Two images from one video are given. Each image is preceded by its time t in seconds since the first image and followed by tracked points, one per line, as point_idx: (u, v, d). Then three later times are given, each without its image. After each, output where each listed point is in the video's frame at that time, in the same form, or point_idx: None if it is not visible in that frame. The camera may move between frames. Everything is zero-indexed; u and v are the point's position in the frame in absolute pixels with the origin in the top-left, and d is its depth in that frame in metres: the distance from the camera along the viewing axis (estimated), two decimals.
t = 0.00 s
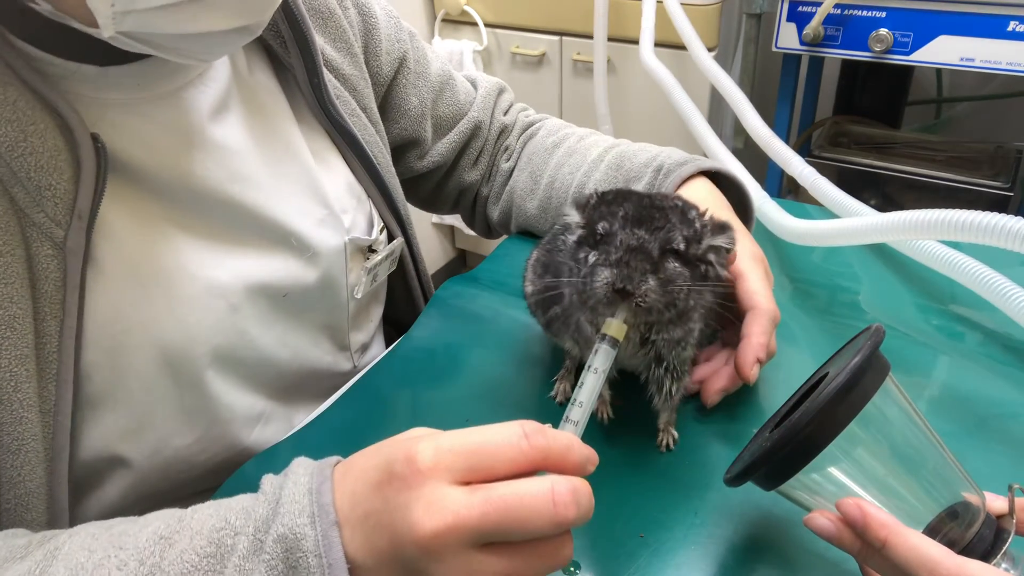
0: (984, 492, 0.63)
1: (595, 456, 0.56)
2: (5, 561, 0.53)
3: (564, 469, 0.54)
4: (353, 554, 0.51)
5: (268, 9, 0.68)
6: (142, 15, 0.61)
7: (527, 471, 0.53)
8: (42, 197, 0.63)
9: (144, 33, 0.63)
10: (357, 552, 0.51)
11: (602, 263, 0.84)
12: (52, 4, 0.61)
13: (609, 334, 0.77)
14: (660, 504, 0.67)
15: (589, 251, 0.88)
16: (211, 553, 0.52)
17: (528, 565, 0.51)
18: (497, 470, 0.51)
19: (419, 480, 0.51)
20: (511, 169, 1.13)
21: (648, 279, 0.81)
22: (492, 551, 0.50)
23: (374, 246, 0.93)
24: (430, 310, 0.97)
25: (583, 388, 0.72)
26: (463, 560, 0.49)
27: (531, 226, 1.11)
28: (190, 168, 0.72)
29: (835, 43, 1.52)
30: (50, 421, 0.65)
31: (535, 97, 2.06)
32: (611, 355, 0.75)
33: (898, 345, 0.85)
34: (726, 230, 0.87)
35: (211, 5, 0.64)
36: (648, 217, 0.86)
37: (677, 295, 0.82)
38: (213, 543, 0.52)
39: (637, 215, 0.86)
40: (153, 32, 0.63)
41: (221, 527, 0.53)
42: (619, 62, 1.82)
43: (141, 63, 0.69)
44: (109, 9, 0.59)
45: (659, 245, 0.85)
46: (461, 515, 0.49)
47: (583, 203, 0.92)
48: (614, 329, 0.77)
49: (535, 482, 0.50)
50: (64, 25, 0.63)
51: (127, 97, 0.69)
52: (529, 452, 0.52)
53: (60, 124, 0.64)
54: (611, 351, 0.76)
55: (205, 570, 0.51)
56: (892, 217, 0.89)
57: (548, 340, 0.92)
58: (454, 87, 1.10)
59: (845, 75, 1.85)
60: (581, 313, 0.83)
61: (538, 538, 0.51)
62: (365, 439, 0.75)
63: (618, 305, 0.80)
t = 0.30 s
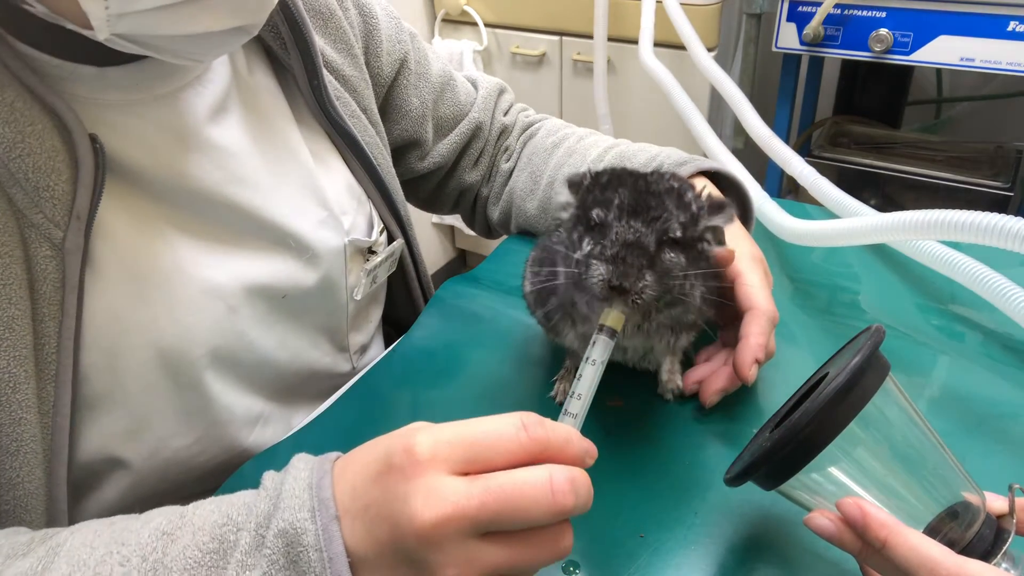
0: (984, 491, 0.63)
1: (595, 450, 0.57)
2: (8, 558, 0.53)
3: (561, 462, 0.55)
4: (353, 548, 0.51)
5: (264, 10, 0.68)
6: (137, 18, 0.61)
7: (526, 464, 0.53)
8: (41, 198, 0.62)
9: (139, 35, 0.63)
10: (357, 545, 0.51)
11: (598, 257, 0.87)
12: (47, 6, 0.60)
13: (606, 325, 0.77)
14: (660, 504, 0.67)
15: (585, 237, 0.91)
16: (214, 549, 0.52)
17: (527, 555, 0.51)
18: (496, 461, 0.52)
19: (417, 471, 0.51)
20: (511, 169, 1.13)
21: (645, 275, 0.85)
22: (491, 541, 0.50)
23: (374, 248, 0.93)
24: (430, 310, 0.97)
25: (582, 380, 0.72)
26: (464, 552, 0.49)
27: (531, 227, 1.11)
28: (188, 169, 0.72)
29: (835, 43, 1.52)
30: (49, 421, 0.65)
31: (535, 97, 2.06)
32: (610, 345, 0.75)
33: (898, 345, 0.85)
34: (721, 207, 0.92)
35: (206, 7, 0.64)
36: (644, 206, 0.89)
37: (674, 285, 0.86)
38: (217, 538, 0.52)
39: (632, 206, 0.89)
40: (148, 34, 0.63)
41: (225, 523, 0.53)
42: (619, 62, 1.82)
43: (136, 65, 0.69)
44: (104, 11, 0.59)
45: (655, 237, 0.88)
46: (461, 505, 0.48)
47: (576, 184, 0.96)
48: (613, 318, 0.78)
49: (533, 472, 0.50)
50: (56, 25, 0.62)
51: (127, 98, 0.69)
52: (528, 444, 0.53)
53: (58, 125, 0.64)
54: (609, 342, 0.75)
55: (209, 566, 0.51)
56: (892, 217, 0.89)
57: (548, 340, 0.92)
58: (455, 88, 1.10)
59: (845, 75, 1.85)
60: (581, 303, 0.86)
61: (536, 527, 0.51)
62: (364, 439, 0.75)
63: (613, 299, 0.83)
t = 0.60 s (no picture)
0: (984, 492, 0.63)
1: (596, 454, 0.57)
2: (10, 556, 0.53)
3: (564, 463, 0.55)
4: (357, 546, 0.51)
5: (262, 11, 0.68)
6: (132, 20, 0.61)
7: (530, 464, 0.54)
8: (41, 198, 0.62)
9: (137, 36, 0.63)
10: (361, 543, 0.51)
11: (605, 265, 0.87)
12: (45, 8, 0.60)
13: (613, 329, 0.79)
14: (660, 504, 0.67)
15: (592, 242, 0.91)
16: (217, 548, 0.52)
17: (529, 554, 0.51)
18: (499, 460, 0.52)
19: (420, 468, 0.51)
20: (511, 169, 1.13)
21: (652, 284, 0.85)
22: (493, 539, 0.50)
23: (373, 249, 0.93)
24: (430, 310, 0.97)
25: (586, 384, 0.74)
26: (466, 550, 0.49)
27: (531, 227, 1.11)
28: (187, 170, 0.72)
29: (835, 43, 1.52)
30: (49, 421, 0.65)
31: (535, 97, 2.06)
32: (615, 349, 0.77)
33: (898, 345, 0.85)
34: (724, 208, 0.92)
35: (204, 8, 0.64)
36: (650, 214, 0.88)
37: (681, 290, 0.86)
38: (219, 537, 0.52)
39: (638, 212, 0.88)
40: (146, 35, 0.63)
41: (227, 521, 0.53)
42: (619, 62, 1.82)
43: (135, 65, 0.69)
44: (100, 12, 0.59)
45: (662, 243, 0.88)
46: (464, 502, 0.48)
47: (580, 184, 0.95)
48: (620, 322, 0.80)
49: (536, 469, 0.50)
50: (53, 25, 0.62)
51: (127, 98, 0.69)
52: (532, 444, 0.53)
53: (58, 125, 0.64)
54: (615, 346, 0.78)
55: (211, 565, 0.51)
56: (892, 217, 0.89)
57: (548, 340, 0.92)
58: (455, 88, 1.10)
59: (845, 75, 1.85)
60: (585, 304, 0.88)
61: (538, 525, 0.51)
62: (364, 440, 0.75)
63: (620, 307, 0.84)
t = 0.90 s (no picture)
0: (983, 491, 0.63)
1: (597, 456, 0.57)
2: (11, 556, 0.53)
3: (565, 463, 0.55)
4: (359, 544, 0.51)
5: (261, 12, 0.68)
6: (131, 21, 0.61)
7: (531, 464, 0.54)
8: (41, 198, 0.62)
9: (135, 38, 0.63)
10: (362, 541, 0.50)
11: (610, 266, 0.88)
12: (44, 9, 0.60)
13: (616, 330, 0.80)
14: (661, 504, 0.67)
15: (595, 243, 0.92)
16: (219, 547, 0.52)
17: (530, 553, 0.51)
18: (501, 459, 0.52)
19: (423, 467, 0.51)
20: (511, 169, 1.13)
21: (657, 286, 0.85)
22: (494, 537, 0.50)
23: (373, 249, 0.93)
24: (430, 310, 0.97)
25: (588, 386, 0.74)
26: (469, 548, 0.49)
27: (531, 227, 1.11)
28: (186, 170, 0.72)
29: (835, 43, 1.52)
30: (50, 420, 0.65)
31: (535, 97, 2.06)
32: (618, 351, 0.78)
33: (897, 345, 0.85)
34: (726, 213, 0.92)
35: (204, 9, 0.64)
36: (655, 217, 0.89)
37: (684, 294, 0.86)
38: (221, 537, 0.52)
39: (643, 215, 0.89)
40: (145, 36, 0.63)
41: (229, 521, 0.53)
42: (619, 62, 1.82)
43: (135, 65, 0.69)
44: (99, 14, 0.59)
45: (666, 246, 0.89)
46: (466, 500, 0.48)
47: (583, 186, 0.94)
48: (622, 323, 0.80)
49: (538, 468, 0.50)
50: (51, 25, 0.62)
51: (127, 98, 0.69)
52: (534, 444, 0.53)
53: (58, 125, 0.64)
54: (618, 347, 0.78)
55: (213, 565, 0.51)
56: (892, 217, 0.89)
57: (548, 340, 0.92)
58: (455, 88, 1.10)
59: (845, 75, 1.85)
60: (586, 306, 0.88)
61: (539, 524, 0.51)
62: (363, 439, 0.75)
63: (624, 309, 0.84)
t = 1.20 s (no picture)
0: (983, 491, 0.63)
1: (597, 458, 0.57)
2: (13, 555, 0.53)
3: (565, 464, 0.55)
4: (359, 544, 0.51)
5: (263, 13, 0.68)
6: (133, 24, 0.61)
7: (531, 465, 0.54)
8: (41, 198, 0.63)
9: (139, 40, 0.63)
10: (362, 542, 0.50)
11: (612, 266, 0.87)
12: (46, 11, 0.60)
13: (616, 331, 0.80)
14: (661, 504, 0.67)
15: (596, 243, 0.91)
16: (220, 548, 0.52)
17: (530, 554, 0.51)
18: (502, 460, 0.52)
19: (423, 468, 0.51)
20: (511, 169, 1.13)
21: (659, 288, 0.85)
22: (494, 538, 0.50)
23: (373, 249, 0.93)
24: (430, 310, 0.97)
25: (588, 388, 0.74)
26: (469, 548, 0.49)
27: (531, 227, 1.11)
28: (187, 170, 0.72)
29: (835, 43, 1.52)
30: (50, 420, 0.65)
31: (535, 97, 2.06)
32: (618, 352, 0.78)
33: (897, 345, 0.85)
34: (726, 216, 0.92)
35: (204, 11, 0.64)
36: (657, 218, 0.89)
37: (683, 297, 0.86)
38: (223, 538, 0.52)
39: (646, 216, 0.89)
40: (148, 38, 0.63)
41: (231, 522, 0.53)
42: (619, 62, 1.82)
43: (137, 66, 0.69)
44: (100, 17, 0.59)
45: (668, 248, 0.88)
46: (466, 501, 0.48)
47: (586, 185, 0.94)
48: (623, 325, 0.80)
49: (538, 468, 0.50)
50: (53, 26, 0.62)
51: (128, 99, 0.69)
52: (534, 445, 0.53)
53: (59, 125, 0.64)
54: (618, 349, 0.78)
55: (214, 565, 0.51)
56: (892, 217, 0.89)
57: (548, 340, 0.92)
58: (455, 89, 1.10)
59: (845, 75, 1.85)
60: (585, 305, 0.88)
61: (539, 526, 0.51)
62: (363, 439, 0.75)
63: (624, 310, 0.84)
